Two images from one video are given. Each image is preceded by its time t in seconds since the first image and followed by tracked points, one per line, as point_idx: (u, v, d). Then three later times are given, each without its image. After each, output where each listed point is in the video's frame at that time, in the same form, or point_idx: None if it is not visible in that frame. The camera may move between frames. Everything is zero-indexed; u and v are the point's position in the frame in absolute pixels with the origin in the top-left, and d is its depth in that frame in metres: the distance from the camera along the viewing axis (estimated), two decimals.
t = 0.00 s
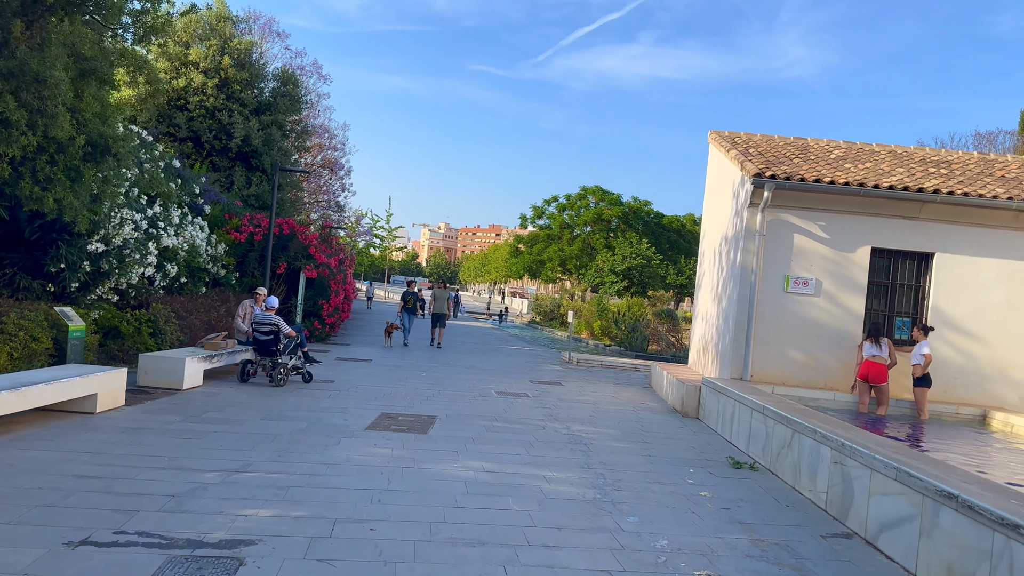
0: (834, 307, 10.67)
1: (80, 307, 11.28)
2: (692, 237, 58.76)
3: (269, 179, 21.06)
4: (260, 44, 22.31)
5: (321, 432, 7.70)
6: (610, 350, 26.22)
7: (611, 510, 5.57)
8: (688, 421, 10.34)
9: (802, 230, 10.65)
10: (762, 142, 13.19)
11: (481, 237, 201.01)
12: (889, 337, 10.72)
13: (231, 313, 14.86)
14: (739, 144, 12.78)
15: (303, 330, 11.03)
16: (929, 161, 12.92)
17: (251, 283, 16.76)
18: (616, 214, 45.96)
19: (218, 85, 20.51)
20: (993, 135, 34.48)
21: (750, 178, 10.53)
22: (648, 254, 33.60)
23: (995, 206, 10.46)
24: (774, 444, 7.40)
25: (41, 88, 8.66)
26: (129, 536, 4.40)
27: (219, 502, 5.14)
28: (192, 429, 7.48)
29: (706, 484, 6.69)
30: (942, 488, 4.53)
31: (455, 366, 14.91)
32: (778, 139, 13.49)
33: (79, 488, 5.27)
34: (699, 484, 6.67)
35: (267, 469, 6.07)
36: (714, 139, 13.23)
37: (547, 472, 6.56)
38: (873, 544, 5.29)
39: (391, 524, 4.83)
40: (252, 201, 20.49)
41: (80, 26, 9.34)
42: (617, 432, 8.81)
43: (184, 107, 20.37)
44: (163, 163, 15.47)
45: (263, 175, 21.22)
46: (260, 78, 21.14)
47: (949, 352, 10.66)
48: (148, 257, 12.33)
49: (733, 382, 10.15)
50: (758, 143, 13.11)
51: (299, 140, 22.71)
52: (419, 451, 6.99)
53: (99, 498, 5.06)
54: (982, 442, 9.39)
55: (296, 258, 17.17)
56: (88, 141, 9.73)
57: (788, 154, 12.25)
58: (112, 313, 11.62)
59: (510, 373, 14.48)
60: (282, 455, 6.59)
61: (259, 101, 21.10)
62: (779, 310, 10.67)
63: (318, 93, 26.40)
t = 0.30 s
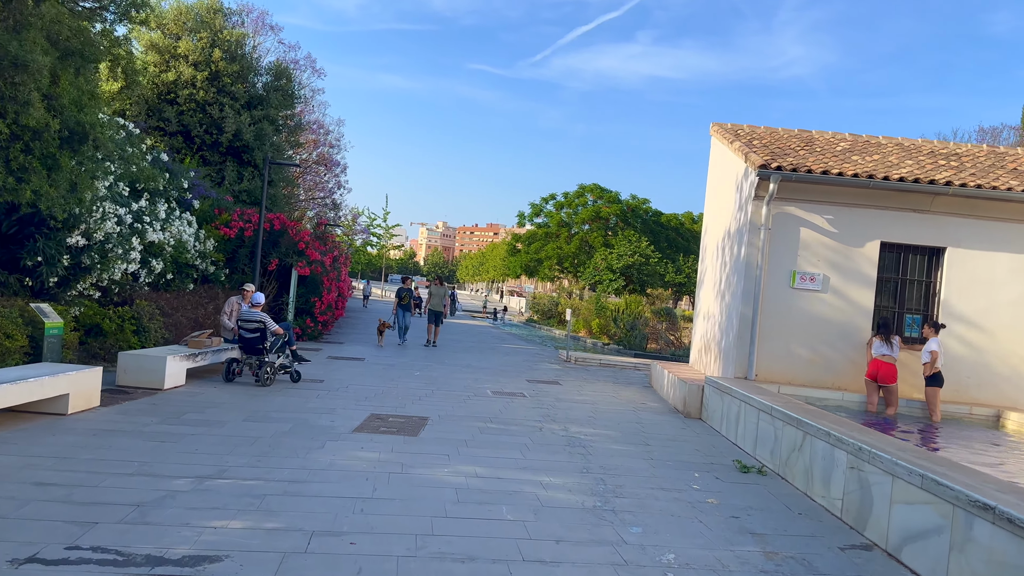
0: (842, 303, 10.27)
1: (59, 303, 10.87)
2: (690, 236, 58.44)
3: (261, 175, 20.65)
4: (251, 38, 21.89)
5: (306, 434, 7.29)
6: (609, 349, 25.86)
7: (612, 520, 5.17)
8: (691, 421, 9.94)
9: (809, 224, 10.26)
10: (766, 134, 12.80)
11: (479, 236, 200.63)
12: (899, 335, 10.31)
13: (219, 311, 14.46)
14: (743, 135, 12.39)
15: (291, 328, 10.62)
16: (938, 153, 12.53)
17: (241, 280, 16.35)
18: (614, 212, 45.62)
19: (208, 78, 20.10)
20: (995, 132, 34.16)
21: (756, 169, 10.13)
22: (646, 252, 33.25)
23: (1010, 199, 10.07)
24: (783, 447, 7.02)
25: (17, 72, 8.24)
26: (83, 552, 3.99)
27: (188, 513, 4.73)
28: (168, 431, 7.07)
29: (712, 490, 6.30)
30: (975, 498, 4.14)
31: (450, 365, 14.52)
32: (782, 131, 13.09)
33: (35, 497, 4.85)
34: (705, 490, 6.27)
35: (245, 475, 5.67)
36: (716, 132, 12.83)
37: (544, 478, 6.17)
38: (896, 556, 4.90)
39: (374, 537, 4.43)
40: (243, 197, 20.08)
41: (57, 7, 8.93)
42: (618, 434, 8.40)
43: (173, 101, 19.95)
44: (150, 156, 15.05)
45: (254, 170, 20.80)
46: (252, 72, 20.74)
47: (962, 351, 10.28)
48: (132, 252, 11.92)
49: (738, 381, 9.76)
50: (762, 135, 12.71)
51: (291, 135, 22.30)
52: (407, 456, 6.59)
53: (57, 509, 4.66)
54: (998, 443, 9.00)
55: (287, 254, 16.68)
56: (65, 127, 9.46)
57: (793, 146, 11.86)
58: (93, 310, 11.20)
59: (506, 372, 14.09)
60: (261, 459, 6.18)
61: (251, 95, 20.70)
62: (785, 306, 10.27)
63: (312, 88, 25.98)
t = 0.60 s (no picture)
0: (850, 306, 9.87)
1: (35, 307, 10.44)
2: (689, 236, 58.05)
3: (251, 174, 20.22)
4: (242, 34, 21.45)
5: (286, 448, 6.85)
6: (607, 351, 25.46)
7: (612, 547, 4.75)
8: (693, 430, 9.51)
9: (816, 223, 9.85)
10: (770, 131, 12.39)
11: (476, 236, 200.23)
12: (909, 340, 9.92)
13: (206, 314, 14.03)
14: (746, 132, 11.98)
15: (276, 333, 10.18)
16: (947, 151, 12.12)
17: (229, 281, 15.92)
18: (612, 211, 45.26)
19: (197, 74, 19.65)
20: (999, 129, 33.78)
21: (760, 167, 9.72)
22: (645, 252, 32.86)
23: None
24: (794, 462, 6.61)
25: None
26: None
27: (146, 542, 4.30)
28: (139, 445, 6.64)
29: (719, 509, 5.88)
30: (1015, 528, 3.73)
31: (444, 369, 14.10)
32: (786, 128, 12.68)
33: None
34: (711, 510, 5.85)
35: (215, 496, 5.24)
36: (717, 129, 12.43)
37: (538, 497, 5.74)
38: None
39: (350, 571, 4.01)
40: (232, 197, 19.65)
41: None
42: (617, 445, 7.96)
43: (162, 98, 19.51)
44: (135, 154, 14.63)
45: (245, 169, 20.36)
46: (243, 69, 20.30)
47: (975, 356, 9.88)
48: (112, 254, 11.49)
49: (742, 388, 9.35)
50: (765, 132, 12.29)
51: (284, 134, 21.87)
52: (393, 472, 6.15)
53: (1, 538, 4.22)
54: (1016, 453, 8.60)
55: (276, 255, 16.28)
56: (37, 121, 8.99)
57: (798, 144, 11.44)
58: (72, 313, 10.77)
59: (501, 377, 13.67)
60: (234, 477, 5.74)
61: (242, 92, 20.26)
62: (791, 310, 9.86)
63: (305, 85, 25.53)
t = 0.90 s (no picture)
0: (862, 303, 9.49)
1: (15, 304, 10.05)
2: (688, 234, 57.73)
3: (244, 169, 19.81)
4: (236, 27, 21.02)
5: (270, 452, 6.46)
6: (607, 350, 25.08)
7: (619, 563, 4.37)
8: (698, 433, 9.13)
9: (826, 217, 9.47)
10: (776, 123, 12.00)
11: (474, 235, 199.87)
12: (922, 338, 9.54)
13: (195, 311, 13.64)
14: (751, 124, 11.60)
15: (264, 331, 9.80)
16: (959, 143, 11.75)
17: (220, 279, 15.52)
18: (611, 210, 44.89)
19: (190, 68, 19.24)
20: (1005, 124, 33.35)
21: (768, 159, 9.34)
22: (645, 250, 32.46)
23: None
24: (809, 468, 6.24)
25: None
26: None
27: (107, 560, 3.91)
28: (114, 450, 6.24)
29: (731, 519, 5.50)
30: None
31: (440, 369, 13.71)
32: (793, 120, 12.30)
33: None
34: (723, 521, 5.46)
35: (189, 507, 4.86)
36: (722, 122, 12.04)
37: (538, 506, 5.36)
38: None
39: None
40: (224, 193, 19.24)
41: None
42: (621, 449, 7.58)
43: (153, 92, 19.08)
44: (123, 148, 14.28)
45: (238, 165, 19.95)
46: (237, 62, 19.89)
47: (991, 356, 9.51)
48: (96, 249, 11.11)
49: (749, 389, 8.97)
50: (772, 124, 11.91)
51: (278, 129, 21.46)
52: (382, 479, 5.76)
53: None
54: None
55: (268, 252, 15.91)
56: (13, 111, 8.56)
57: (806, 135, 11.06)
58: (53, 311, 10.37)
59: (499, 377, 13.28)
60: (211, 486, 5.35)
61: (235, 86, 19.86)
62: (800, 307, 9.47)
63: (300, 80, 25.11)
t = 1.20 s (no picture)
0: (872, 307, 9.09)
1: None
2: (687, 235, 57.35)
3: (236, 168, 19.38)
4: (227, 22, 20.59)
5: (248, 467, 6.05)
6: (605, 352, 24.69)
7: None
8: (702, 442, 8.73)
9: (835, 217, 9.09)
10: (781, 119, 11.61)
11: (472, 235, 199.50)
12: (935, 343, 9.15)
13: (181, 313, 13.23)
14: (755, 121, 11.20)
15: (249, 336, 9.40)
16: (970, 141, 11.36)
17: (208, 280, 15.10)
18: (609, 210, 44.51)
19: (180, 64, 18.81)
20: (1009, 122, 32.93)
21: (775, 155, 8.94)
22: (643, 250, 32.05)
23: None
24: (824, 484, 5.84)
25: None
26: None
27: None
28: (80, 465, 5.82)
29: (742, 542, 5.10)
30: None
31: (435, 374, 13.30)
32: (798, 116, 11.90)
33: None
34: (733, 543, 5.06)
35: (152, 532, 4.44)
36: (725, 118, 11.66)
37: (534, 528, 4.96)
38: None
39: None
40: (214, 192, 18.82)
41: None
42: (623, 462, 7.18)
43: (141, 89, 18.65)
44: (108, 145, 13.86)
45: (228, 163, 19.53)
46: (228, 59, 19.49)
47: (1006, 361, 9.13)
48: (76, 249, 10.71)
49: (756, 397, 8.57)
50: (776, 120, 11.51)
51: (270, 127, 21.04)
52: (366, 498, 5.35)
53: None
54: None
55: (258, 252, 15.48)
56: None
57: (813, 132, 10.67)
58: (30, 314, 9.94)
59: (495, 381, 12.88)
60: (180, 506, 4.94)
61: (226, 83, 19.46)
62: (808, 311, 9.08)
63: (293, 77, 24.68)
